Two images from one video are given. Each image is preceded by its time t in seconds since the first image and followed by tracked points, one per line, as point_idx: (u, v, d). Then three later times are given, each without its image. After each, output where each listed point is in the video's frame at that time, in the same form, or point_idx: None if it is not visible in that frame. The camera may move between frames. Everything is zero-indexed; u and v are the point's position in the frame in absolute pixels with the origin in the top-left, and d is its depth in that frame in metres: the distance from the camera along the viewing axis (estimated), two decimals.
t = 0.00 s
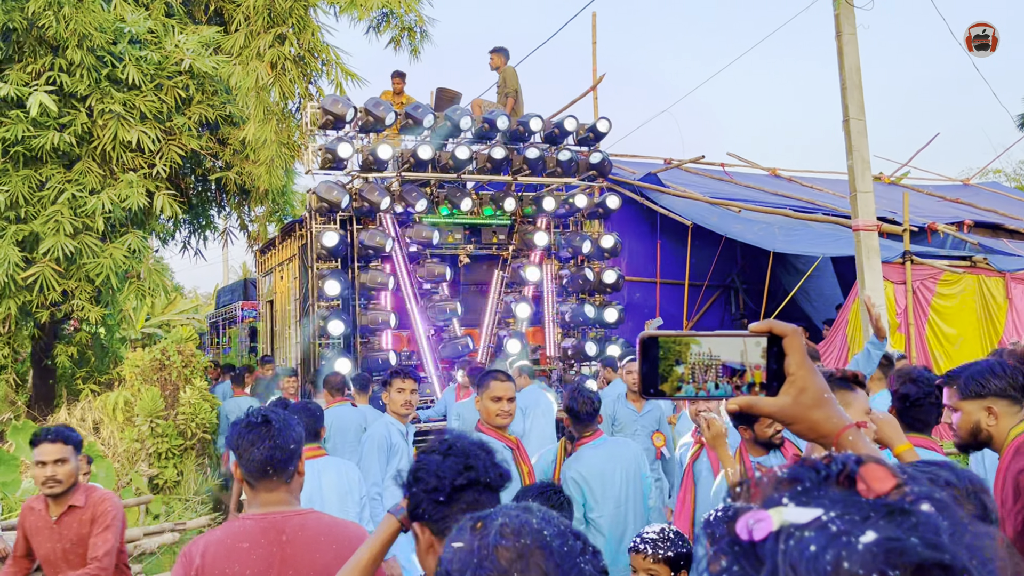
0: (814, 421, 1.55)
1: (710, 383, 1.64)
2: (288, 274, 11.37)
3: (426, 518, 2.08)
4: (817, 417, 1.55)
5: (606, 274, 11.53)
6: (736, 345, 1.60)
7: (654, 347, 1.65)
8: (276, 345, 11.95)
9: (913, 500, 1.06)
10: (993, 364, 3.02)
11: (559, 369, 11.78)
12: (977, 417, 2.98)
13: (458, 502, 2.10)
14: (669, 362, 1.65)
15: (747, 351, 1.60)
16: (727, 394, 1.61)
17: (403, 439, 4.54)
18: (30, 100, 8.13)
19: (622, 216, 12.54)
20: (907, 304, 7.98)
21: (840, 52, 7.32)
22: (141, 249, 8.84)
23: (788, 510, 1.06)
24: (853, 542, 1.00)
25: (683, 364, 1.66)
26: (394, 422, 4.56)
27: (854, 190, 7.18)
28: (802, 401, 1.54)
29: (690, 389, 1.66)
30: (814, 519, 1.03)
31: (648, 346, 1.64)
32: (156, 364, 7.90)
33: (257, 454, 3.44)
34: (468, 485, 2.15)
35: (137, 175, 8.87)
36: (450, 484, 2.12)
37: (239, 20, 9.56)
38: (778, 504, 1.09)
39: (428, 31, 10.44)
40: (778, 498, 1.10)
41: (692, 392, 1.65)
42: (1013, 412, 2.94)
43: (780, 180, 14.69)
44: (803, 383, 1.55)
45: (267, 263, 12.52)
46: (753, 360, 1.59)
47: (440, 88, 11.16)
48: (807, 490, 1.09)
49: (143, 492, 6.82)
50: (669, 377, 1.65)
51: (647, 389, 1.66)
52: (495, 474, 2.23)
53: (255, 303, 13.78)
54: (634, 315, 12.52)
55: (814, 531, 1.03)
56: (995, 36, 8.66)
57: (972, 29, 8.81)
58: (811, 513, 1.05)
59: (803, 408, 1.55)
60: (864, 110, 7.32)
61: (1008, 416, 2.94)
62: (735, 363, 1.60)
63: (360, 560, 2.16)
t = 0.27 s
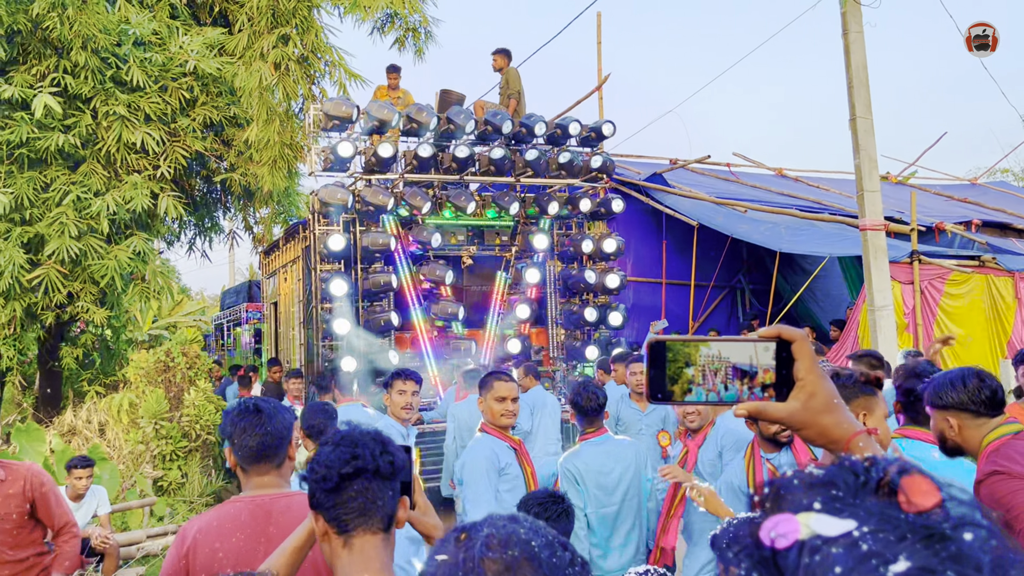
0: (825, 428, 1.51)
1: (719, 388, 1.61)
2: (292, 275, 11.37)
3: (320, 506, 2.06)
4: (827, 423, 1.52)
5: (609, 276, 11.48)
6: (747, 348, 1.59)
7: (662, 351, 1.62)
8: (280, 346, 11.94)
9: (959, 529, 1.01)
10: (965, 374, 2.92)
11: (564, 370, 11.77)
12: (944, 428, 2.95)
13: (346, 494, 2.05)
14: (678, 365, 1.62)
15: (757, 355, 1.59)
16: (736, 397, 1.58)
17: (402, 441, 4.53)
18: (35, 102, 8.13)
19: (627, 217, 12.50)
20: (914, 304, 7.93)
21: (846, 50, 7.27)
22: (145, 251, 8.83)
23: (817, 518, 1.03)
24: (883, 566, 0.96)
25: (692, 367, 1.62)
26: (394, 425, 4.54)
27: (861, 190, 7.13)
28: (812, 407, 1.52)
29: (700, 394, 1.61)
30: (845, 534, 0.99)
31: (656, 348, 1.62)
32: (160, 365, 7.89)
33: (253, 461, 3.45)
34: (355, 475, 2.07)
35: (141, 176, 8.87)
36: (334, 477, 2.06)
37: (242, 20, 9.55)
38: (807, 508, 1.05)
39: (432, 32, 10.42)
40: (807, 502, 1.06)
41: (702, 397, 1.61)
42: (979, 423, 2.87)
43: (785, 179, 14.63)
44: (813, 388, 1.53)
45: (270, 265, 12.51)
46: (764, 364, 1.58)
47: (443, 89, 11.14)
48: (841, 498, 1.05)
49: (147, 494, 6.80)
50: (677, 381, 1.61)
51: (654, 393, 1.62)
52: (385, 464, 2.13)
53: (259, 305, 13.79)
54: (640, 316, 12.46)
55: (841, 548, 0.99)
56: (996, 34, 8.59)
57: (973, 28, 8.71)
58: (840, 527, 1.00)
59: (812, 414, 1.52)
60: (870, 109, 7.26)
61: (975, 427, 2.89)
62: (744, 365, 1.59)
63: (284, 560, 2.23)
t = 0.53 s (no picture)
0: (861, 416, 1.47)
1: (749, 373, 1.62)
2: (296, 275, 11.34)
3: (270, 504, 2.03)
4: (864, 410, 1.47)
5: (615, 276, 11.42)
6: (779, 333, 1.58)
7: (691, 336, 1.66)
8: (284, 347, 11.89)
9: None
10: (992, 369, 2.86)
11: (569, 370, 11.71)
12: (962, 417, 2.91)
13: (293, 491, 2.01)
14: (708, 351, 1.65)
15: (791, 339, 1.57)
16: (768, 383, 1.59)
17: (408, 442, 4.46)
18: (39, 100, 8.11)
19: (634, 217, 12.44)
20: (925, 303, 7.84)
21: (855, 47, 7.21)
22: (150, 251, 8.79)
23: (887, 519, 0.93)
24: None
25: (723, 354, 1.64)
26: (399, 424, 4.47)
27: (871, 188, 7.06)
28: (850, 394, 1.47)
29: (730, 379, 1.63)
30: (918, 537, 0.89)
31: (684, 336, 1.66)
32: (164, 365, 7.81)
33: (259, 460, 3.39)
34: (292, 474, 2.02)
35: (145, 176, 8.83)
36: (273, 474, 2.02)
37: (247, 19, 9.52)
38: (875, 508, 0.96)
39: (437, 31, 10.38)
40: (877, 504, 0.96)
41: (732, 382, 1.63)
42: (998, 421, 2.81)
43: (792, 179, 14.56)
44: (851, 374, 1.48)
45: (274, 265, 12.48)
46: (798, 349, 1.56)
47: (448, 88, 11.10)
48: (917, 497, 0.95)
49: (151, 495, 6.74)
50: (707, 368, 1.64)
51: (683, 380, 1.65)
52: (324, 462, 2.03)
53: (264, 305, 13.76)
54: (646, 317, 12.40)
55: (918, 554, 0.88)
56: (996, 34, 8.42)
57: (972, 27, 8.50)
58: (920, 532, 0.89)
59: (850, 400, 1.47)
60: (880, 106, 7.19)
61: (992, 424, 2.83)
62: (778, 350, 1.58)
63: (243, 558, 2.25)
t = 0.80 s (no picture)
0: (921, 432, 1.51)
1: (794, 383, 1.60)
2: (297, 278, 11.29)
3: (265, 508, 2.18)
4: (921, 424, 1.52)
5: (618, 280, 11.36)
6: (827, 344, 1.57)
7: (728, 347, 1.61)
8: (285, 350, 11.85)
9: None
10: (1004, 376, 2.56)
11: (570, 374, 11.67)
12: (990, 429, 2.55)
13: (282, 498, 2.14)
14: (752, 361, 1.60)
15: (839, 349, 1.57)
16: (814, 394, 1.58)
17: (411, 447, 4.39)
18: (39, 101, 8.06)
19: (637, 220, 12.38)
20: (931, 308, 7.79)
21: (862, 50, 7.15)
22: (150, 254, 8.73)
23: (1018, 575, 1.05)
24: None
25: (765, 364, 1.60)
26: (401, 430, 4.41)
27: (877, 191, 7.00)
28: (904, 408, 1.49)
29: (774, 393, 1.60)
30: None
31: (722, 345, 1.61)
32: (165, 369, 7.75)
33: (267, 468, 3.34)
34: (282, 482, 2.15)
35: (146, 178, 8.79)
36: (264, 483, 2.17)
37: (249, 20, 9.47)
38: (998, 562, 1.09)
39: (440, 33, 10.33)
40: (998, 556, 1.10)
41: (776, 396, 1.59)
42: None
43: (796, 182, 14.50)
44: (904, 388, 1.49)
45: (276, 268, 12.44)
46: (847, 359, 1.56)
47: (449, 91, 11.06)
48: None
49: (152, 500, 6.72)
50: (748, 379, 1.59)
51: (723, 395, 1.60)
52: (313, 473, 2.16)
53: (264, 308, 13.71)
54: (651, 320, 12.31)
55: None
56: (996, 33, 8.25)
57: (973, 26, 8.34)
58: None
59: (905, 415, 1.49)
60: (886, 109, 7.13)
61: None
62: (826, 361, 1.57)
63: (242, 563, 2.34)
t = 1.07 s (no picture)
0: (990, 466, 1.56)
1: (856, 404, 1.56)
2: (293, 285, 11.21)
3: (265, 511, 2.16)
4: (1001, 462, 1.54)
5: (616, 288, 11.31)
6: (895, 364, 1.54)
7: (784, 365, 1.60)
8: (280, 357, 11.77)
9: None
10: None
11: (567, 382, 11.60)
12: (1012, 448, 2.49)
13: (284, 500, 2.14)
14: (807, 379, 1.58)
15: (905, 367, 1.55)
16: (876, 415, 1.56)
17: (410, 459, 4.31)
18: (32, 106, 7.97)
19: (636, 227, 12.32)
20: (933, 317, 7.73)
21: (863, 57, 7.11)
22: (145, 259, 8.65)
23: None
24: None
25: (822, 382, 1.58)
26: (401, 442, 4.32)
27: (878, 199, 6.95)
28: (980, 435, 1.52)
29: (834, 412, 1.57)
30: None
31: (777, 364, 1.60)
32: (159, 377, 7.66)
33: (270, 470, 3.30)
34: (285, 484, 2.16)
35: (141, 183, 8.70)
36: (266, 484, 2.17)
37: (246, 24, 9.40)
38: None
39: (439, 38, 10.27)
40: None
41: (836, 417, 1.57)
42: None
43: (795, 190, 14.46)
44: (980, 415, 1.53)
45: (271, 274, 12.36)
46: (913, 377, 1.55)
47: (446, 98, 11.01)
48: None
49: (144, 509, 6.64)
50: (803, 399, 1.58)
51: (779, 419, 1.59)
52: (316, 478, 2.17)
53: (259, 314, 13.63)
54: (649, 327, 12.24)
55: None
56: (995, 34, 8.22)
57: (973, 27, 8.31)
58: None
59: (983, 443, 1.52)
60: (888, 116, 7.08)
61: None
62: (890, 381, 1.55)
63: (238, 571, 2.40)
